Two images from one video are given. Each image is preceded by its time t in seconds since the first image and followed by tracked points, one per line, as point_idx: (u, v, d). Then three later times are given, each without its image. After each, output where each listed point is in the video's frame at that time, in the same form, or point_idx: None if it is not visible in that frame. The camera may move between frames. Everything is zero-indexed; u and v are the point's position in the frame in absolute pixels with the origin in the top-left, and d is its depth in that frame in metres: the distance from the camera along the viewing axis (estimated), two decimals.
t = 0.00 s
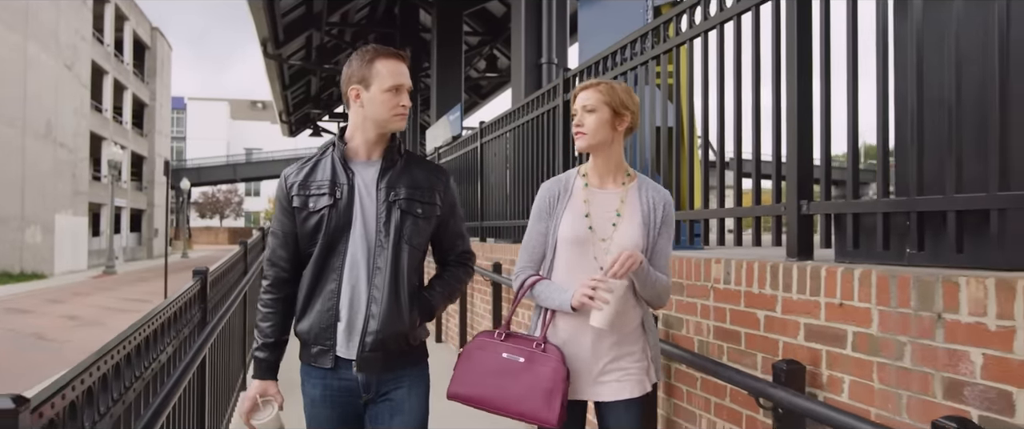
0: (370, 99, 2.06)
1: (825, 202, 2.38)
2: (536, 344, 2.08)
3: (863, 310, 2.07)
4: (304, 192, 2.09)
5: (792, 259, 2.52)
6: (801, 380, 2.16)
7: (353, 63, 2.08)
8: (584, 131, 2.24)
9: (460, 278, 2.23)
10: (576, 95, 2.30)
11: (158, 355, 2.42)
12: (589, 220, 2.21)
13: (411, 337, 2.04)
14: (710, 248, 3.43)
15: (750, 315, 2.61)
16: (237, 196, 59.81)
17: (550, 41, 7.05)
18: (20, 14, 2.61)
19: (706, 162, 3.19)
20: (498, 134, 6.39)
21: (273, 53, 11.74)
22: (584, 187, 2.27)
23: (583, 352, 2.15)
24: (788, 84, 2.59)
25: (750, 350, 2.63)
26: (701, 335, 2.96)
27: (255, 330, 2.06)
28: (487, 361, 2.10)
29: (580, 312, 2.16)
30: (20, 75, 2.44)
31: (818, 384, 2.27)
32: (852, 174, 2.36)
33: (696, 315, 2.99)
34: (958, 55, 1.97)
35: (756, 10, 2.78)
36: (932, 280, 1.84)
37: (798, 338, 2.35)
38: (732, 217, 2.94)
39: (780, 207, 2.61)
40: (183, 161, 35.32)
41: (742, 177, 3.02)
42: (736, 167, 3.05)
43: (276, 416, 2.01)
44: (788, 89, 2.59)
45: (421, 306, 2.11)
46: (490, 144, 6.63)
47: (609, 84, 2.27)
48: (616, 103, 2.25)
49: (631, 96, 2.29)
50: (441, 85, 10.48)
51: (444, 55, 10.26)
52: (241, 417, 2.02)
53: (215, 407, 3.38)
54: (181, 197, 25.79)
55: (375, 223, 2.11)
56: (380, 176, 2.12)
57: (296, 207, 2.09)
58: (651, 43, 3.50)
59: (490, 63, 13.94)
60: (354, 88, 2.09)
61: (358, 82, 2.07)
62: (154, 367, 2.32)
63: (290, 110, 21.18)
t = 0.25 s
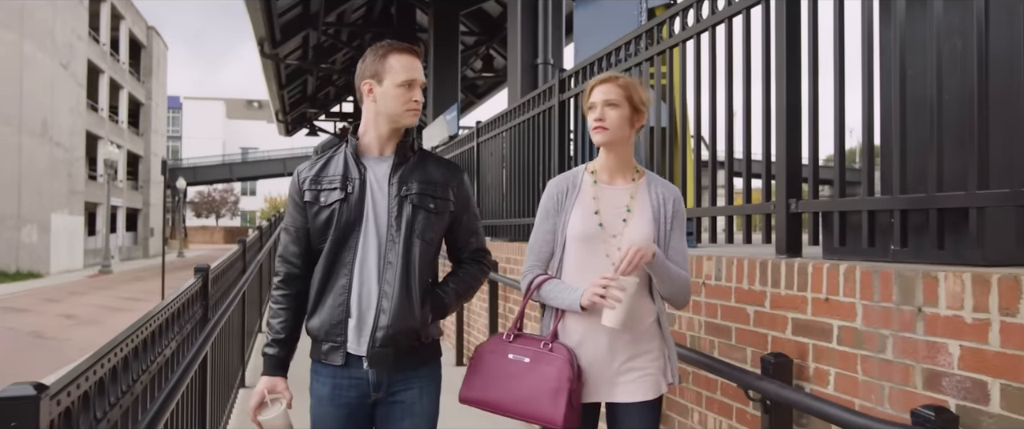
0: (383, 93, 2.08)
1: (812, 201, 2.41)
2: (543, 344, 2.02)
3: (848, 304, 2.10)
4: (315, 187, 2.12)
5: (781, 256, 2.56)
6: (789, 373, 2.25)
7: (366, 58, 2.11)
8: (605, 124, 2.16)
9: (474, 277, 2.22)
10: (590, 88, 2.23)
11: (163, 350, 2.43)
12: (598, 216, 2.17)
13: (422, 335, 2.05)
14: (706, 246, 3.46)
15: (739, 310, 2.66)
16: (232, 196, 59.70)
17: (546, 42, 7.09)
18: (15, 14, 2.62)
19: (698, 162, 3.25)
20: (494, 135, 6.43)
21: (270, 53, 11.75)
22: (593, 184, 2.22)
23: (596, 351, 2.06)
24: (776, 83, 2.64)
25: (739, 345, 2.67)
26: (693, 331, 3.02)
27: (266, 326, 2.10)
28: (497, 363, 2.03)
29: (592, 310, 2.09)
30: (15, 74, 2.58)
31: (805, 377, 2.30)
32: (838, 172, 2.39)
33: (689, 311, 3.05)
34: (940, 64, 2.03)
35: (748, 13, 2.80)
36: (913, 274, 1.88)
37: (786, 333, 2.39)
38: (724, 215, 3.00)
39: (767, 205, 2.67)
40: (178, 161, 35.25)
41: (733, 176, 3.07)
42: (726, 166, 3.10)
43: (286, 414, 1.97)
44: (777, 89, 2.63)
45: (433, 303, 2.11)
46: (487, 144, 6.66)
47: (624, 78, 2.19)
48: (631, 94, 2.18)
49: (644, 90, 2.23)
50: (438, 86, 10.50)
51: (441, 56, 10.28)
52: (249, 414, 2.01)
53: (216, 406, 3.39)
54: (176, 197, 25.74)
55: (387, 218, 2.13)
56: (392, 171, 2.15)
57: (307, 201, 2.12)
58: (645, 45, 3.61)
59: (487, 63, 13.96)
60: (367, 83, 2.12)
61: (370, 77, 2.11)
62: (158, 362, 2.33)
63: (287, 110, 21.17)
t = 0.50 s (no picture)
0: (393, 92, 2.09)
1: (804, 201, 2.44)
2: (557, 345, 2.04)
3: (837, 302, 2.14)
4: (326, 187, 2.14)
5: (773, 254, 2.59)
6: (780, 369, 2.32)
7: (376, 57, 2.13)
8: (624, 125, 2.23)
9: (485, 278, 2.24)
10: (605, 88, 2.28)
11: (169, 347, 2.45)
12: (612, 218, 2.22)
13: (432, 337, 2.08)
14: (702, 246, 3.49)
15: (732, 308, 2.69)
16: (226, 196, 59.57)
17: (543, 44, 7.14)
18: (10, 13, 2.63)
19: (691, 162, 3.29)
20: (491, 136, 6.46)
21: (267, 53, 11.75)
22: (604, 185, 2.26)
23: (608, 354, 2.09)
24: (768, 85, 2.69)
25: (731, 342, 2.71)
26: (688, 329, 3.05)
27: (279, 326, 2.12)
28: (511, 367, 2.04)
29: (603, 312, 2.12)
30: (13, 74, 2.58)
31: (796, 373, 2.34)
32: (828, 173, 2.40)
33: (683, 309, 3.08)
34: (926, 70, 2.08)
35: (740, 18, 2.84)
36: (899, 273, 1.91)
37: (777, 330, 2.42)
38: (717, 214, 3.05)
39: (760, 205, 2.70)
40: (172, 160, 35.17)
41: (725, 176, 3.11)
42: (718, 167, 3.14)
43: (302, 415, 1.99)
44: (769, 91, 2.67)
45: (442, 304, 2.14)
46: (485, 145, 6.71)
47: (638, 77, 2.26)
48: (648, 94, 2.26)
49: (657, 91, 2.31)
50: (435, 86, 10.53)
51: (438, 56, 10.31)
52: (268, 417, 2.03)
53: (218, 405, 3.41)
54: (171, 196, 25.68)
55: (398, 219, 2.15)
56: (402, 171, 2.16)
57: (318, 201, 2.14)
58: (641, 47, 3.63)
59: (483, 63, 13.99)
60: (377, 82, 2.14)
61: (380, 76, 2.12)
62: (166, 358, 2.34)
63: (283, 109, 21.18)
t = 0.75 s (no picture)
0: (400, 93, 2.09)
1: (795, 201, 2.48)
2: (566, 339, 2.08)
3: (826, 298, 2.17)
4: (332, 189, 2.11)
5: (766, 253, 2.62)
6: (771, 363, 2.36)
7: (381, 56, 2.11)
8: (629, 125, 2.23)
9: (489, 277, 2.27)
10: (609, 87, 2.28)
11: (175, 342, 2.46)
12: (613, 218, 2.22)
13: (443, 337, 2.09)
14: (698, 246, 3.53)
15: (725, 304, 2.72)
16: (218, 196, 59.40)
17: (539, 45, 7.18)
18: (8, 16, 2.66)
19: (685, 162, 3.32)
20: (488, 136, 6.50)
21: (262, 53, 11.76)
22: (606, 183, 2.27)
23: (610, 353, 2.09)
24: (760, 85, 2.72)
25: (724, 338, 2.74)
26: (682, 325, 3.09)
27: (285, 330, 2.09)
28: (522, 364, 2.06)
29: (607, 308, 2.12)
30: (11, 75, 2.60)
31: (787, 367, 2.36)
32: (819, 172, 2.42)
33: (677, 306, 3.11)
34: (911, 74, 2.11)
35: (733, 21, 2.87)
36: (885, 269, 1.95)
37: (769, 325, 2.45)
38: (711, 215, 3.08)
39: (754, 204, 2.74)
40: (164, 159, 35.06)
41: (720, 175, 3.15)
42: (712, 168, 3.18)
43: (312, 420, 2.04)
44: (761, 91, 2.70)
45: (453, 305, 2.16)
46: (482, 145, 6.75)
47: (641, 77, 2.27)
48: (650, 95, 2.27)
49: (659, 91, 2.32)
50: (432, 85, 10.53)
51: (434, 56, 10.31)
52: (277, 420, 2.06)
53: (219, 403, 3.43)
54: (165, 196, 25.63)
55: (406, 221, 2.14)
56: (410, 173, 2.15)
57: (324, 204, 2.11)
58: (636, 50, 3.66)
59: (478, 64, 14.00)
60: (383, 82, 2.12)
61: (387, 76, 2.11)
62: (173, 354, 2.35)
63: (278, 109, 21.15)
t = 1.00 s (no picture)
0: (402, 98, 2.05)
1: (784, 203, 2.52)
2: (563, 339, 2.05)
3: (813, 295, 2.22)
4: (333, 195, 2.07)
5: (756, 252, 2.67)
6: (761, 359, 2.40)
7: (381, 59, 2.06)
8: (624, 130, 2.19)
9: (491, 280, 2.29)
10: (604, 93, 2.24)
11: (181, 343, 2.50)
12: (612, 219, 2.18)
13: (450, 342, 2.09)
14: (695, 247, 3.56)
15: (716, 303, 2.77)
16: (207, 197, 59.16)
17: (533, 48, 7.24)
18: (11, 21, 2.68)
19: (677, 163, 3.36)
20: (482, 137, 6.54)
21: (256, 54, 11.77)
22: (604, 185, 2.23)
23: (611, 352, 2.09)
24: (751, 87, 2.78)
25: (716, 334, 2.79)
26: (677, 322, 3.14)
27: (281, 341, 2.07)
28: (520, 365, 2.04)
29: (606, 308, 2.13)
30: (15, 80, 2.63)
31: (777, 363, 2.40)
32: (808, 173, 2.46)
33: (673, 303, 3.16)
34: (895, 81, 2.15)
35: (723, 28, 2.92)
36: (869, 268, 2.00)
37: (758, 321, 2.49)
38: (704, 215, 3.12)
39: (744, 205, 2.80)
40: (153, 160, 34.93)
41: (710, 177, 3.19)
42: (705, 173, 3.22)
43: None
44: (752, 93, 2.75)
45: (460, 309, 2.18)
46: (476, 147, 6.79)
47: (637, 82, 2.23)
48: (646, 99, 2.23)
49: (654, 94, 2.28)
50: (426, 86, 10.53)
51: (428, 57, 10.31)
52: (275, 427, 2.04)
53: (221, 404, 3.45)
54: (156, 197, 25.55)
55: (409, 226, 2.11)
56: (411, 177, 2.12)
57: (325, 211, 2.07)
58: (630, 54, 3.70)
59: (472, 65, 14.02)
60: (383, 86, 2.08)
61: (387, 80, 2.06)
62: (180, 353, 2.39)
63: (271, 110, 21.12)
